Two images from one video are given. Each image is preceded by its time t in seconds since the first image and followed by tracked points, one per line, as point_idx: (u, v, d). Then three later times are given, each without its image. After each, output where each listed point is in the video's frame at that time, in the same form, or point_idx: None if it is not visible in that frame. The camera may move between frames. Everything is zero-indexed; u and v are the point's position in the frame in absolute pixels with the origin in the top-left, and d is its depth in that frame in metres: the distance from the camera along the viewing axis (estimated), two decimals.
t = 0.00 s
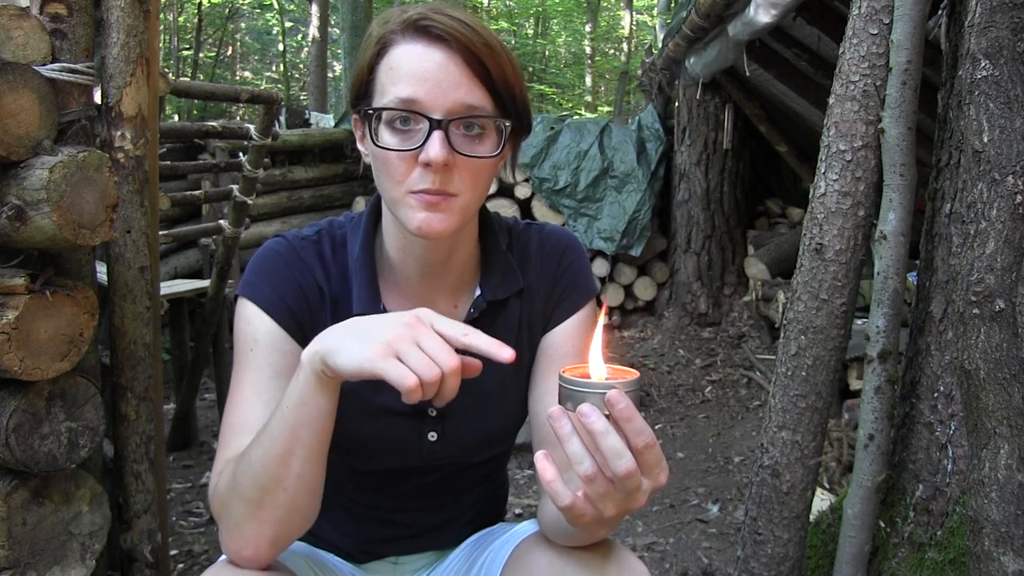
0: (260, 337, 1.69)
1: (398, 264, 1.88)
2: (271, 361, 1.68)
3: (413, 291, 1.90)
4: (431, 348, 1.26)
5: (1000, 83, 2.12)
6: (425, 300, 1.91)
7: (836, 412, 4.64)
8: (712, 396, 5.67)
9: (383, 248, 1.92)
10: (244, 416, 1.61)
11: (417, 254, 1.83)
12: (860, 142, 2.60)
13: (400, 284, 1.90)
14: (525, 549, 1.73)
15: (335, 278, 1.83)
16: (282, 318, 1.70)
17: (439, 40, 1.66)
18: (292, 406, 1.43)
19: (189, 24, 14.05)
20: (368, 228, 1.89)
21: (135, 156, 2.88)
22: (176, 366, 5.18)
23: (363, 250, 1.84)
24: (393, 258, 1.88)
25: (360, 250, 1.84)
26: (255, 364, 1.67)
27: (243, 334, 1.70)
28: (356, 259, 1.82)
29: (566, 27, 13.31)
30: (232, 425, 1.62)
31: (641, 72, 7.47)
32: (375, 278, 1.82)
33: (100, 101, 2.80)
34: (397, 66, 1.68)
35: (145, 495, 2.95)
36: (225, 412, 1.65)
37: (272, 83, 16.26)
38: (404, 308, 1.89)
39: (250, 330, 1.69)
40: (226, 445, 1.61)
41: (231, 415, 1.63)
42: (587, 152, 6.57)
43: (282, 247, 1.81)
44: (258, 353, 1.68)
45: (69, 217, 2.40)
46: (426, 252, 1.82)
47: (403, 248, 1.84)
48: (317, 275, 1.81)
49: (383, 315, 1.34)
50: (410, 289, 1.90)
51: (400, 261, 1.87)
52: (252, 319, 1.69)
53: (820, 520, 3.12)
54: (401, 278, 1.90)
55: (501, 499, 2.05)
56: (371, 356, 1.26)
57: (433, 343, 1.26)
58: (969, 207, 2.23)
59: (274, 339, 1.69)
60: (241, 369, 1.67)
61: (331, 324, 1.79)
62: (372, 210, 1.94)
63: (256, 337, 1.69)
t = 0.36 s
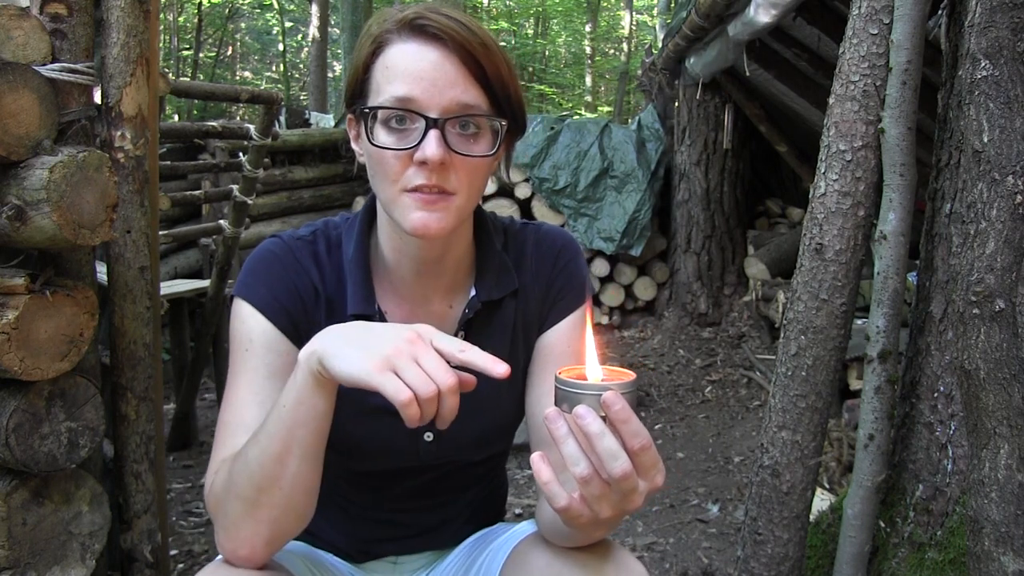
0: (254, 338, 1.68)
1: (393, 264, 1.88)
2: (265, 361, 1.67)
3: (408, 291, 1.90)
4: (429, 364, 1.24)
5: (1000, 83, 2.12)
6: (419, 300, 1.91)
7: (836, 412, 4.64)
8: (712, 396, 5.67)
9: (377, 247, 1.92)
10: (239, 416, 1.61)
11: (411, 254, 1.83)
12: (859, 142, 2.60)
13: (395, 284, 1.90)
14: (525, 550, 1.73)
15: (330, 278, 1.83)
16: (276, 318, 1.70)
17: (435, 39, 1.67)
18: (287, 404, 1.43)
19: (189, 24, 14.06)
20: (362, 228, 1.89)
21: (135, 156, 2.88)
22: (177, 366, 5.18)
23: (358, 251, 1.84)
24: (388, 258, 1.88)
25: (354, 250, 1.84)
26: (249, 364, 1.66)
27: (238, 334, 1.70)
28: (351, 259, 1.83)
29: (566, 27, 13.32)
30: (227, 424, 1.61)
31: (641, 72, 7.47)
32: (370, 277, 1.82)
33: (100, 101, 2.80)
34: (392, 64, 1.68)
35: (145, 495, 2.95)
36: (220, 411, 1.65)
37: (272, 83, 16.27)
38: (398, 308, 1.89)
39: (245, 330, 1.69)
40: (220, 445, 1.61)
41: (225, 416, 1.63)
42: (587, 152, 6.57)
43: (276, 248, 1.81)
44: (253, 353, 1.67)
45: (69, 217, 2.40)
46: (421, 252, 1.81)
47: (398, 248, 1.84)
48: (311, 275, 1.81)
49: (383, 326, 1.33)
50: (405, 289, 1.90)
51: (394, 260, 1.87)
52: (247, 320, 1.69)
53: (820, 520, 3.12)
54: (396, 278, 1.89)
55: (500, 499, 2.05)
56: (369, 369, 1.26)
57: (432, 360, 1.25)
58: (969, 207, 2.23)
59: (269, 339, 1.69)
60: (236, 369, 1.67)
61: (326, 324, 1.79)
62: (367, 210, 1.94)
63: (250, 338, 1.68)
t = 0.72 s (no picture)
0: (253, 338, 1.68)
1: (392, 264, 1.88)
2: (264, 361, 1.67)
3: (407, 291, 1.91)
4: (443, 350, 1.20)
5: (1000, 83, 2.12)
6: (418, 300, 1.92)
7: (837, 412, 4.64)
8: (712, 396, 5.67)
9: (376, 248, 1.92)
10: (237, 416, 1.61)
11: (410, 254, 1.83)
12: (860, 142, 2.60)
13: (394, 284, 1.91)
14: (525, 551, 1.73)
15: (328, 278, 1.83)
16: (276, 318, 1.70)
17: (443, 42, 1.67)
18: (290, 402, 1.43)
19: (189, 24, 14.06)
20: (360, 229, 1.90)
21: (135, 156, 2.88)
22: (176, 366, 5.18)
23: (356, 251, 1.84)
24: (386, 257, 1.88)
25: (352, 251, 1.84)
26: (248, 364, 1.66)
27: (237, 333, 1.70)
28: (349, 259, 1.82)
29: (566, 27, 13.33)
30: (225, 424, 1.61)
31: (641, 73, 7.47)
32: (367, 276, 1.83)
33: (100, 100, 2.80)
34: (399, 66, 1.67)
35: (145, 495, 2.95)
36: (219, 411, 1.65)
37: (272, 83, 16.27)
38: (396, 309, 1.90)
39: (244, 331, 1.69)
40: (218, 445, 1.61)
41: (223, 416, 1.62)
42: (587, 152, 6.57)
43: (275, 249, 1.81)
44: (252, 353, 1.67)
45: (69, 217, 2.40)
46: (420, 253, 1.82)
47: (398, 248, 1.84)
48: (310, 275, 1.81)
49: (395, 324, 1.30)
50: (404, 289, 1.91)
51: (393, 260, 1.87)
52: (245, 320, 1.69)
53: (820, 520, 3.12)
54: (395, 278, 1.90)
55: (500, 499, 2.05)
56: (379, 365, 1.23)
57: (445, 349, 1.20)
58: (969, 207, 2.23)
59: (268, 339, 1.69)
60: (235, 368, 1.67)
61: (324, 323, 1.79)
62: (365, 210, 1.94)
63: (249, 338, 1.68)
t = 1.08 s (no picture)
0: (255, 338, 1.68)
1: (390, 264, 1.88)
2: (265, 361, 1.67)
3: (403, 291, 1.91)
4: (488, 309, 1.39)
5: (1000, 83, 2.12)
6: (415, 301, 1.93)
7: (837, 412, 4.64)
8: (712, 396, 5.67)
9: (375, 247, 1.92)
10: (240, 416, 1.61)
11: (410, 255, 1.83)
12: (860, 142, 2.60)
13: (391, 284, 1.91)
14: (526, 551, 1.73)
15: (327, 278, 1.83)
16: (275, 318, 1.70)
17: (451, 45, 1.67)
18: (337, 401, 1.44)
19: (189, 24, 14.06)
20: (359, 229, 1.90)
21: (135, 156, 2.88)
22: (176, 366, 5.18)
23: (355, 252, 1.84)
24: (384, 257, 1.89)
25: (351, 251, 1.84)
26: (249, 364, 1.66)
27: (238, 333, 1.69)
28: (349, 260, 1.83)
29: (566, 27, 13.32)
30: (227, 424, 1.61)
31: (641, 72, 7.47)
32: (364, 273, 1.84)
33: (100, 100, 2.80)
34: (407, 69, 1.66)
35: (145, 495, 2.95)
36: (220, 410, 1.64)
37: (273, 83, 16.28)
38: (394, 310, 1.90)
39: (245, 331, 1.69)
40: (218, 445, 1.60)
41: (226, 416, 1.62)
42: (587, 152, 6.57)
43: (274, 249, 1.81)
44: (254, 353, 1.67)
45: (69, 217, 2.40)
46: (420, 254, 1.82)
47: (397, 250, 1.84)
48: (309, 275, 1.81)
49: (424, 309, 1.45)
50: (400, 290, 1.91)
51: (392, 261, 1.87)
52: (247, 321, 1.69)
53: (820, 520, 3.12)
54: (392, 279, 1.90)
55: (500, 498, 2.05)
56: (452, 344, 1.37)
57: (491, 308, 1.39)
58: (969, 207, 2.23)
59: (269, 339, 1.68)
60: (235, 368, 1.66)
61: (324, 323, 1.79)
62: (365, 210, 1.95)
63: (250, 338, 1.68)
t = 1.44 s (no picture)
0: (255, 338, 1.68)
1: (391, 265, 1.87)
2: (265, 361, 1.67)
3: (403, 292, 1.90)
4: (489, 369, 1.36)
5: (1000, 83, 2.12)
6: (416, 302, 1.91)
7: (837, 412, 4.64)
8: (712, 396, 5.67)
9: (376, 248, 1.92)
10: (238, 417, 1.61)
11: (412, 257, 1.83)
12: (860, 142, 2.60)
13: (392, 285, 1.90)
14: (528, 551, 1.73)
15: (329, 278, 1.83)
16: (276, 318, 1.70)
17: (453, 46, 1.66)
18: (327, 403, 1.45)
19: (189, 24, 14.05)
20: (360, 230, 1.90)
21: (135, 156, 2.88)
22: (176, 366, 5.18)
23: (357, 252, 1.84)
24: (386, 259, 1.88)
25: (352, 251, 1.84)
26: (249, 364, 1.66)
27: (238, 333, 1.69)
28: (351, 260, 1.83)
29: (566, 27, 13.31)
30: (226, 425, 1.61)
31: (641, 73, 7.47)
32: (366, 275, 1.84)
33: (99, 100, 2.80)
34: (410, 71, 1.66)
35: (145, 495, 2.95)
36: (219, 411, 1.64)
37: (272, 83, 16.27)
38: (394, 311, 1.90)
39: (245, 331, 1.69)
40: (218, 445, 1.60)
41: (225, 416, 1.62)
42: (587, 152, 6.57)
43: (275, 249, 1.81)
44: (254, 353, 1.67)
45: (69, 217, 2.40)
46: (421, 256, 1.81)
47: (398, 251, 1.84)
48: (310, 275, 1.81)
49: (436, 341, 1.44)
50: (402, 291, 1.90)
51: (393, 262, 1.87)
52: (247, 321, 1.69)
53: (820, 520, 3.12)
54: (394, 279, 1.89)
55: (500, 499, 2.05)
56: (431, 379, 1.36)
57: (496, 366, 1.37)
58: (969, 207, 2.23)
59: (269, 340, 1.68)
60: (235, 368, 1.66)
61: (324, 324, 1.79)
62: (366, 210, 1.95)
63: (250, 339, 1.68)
